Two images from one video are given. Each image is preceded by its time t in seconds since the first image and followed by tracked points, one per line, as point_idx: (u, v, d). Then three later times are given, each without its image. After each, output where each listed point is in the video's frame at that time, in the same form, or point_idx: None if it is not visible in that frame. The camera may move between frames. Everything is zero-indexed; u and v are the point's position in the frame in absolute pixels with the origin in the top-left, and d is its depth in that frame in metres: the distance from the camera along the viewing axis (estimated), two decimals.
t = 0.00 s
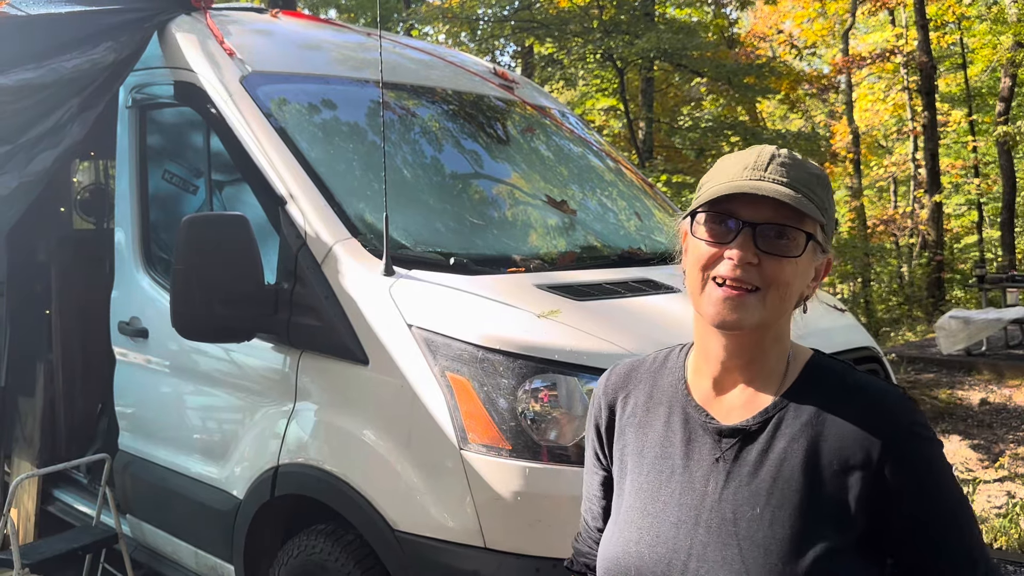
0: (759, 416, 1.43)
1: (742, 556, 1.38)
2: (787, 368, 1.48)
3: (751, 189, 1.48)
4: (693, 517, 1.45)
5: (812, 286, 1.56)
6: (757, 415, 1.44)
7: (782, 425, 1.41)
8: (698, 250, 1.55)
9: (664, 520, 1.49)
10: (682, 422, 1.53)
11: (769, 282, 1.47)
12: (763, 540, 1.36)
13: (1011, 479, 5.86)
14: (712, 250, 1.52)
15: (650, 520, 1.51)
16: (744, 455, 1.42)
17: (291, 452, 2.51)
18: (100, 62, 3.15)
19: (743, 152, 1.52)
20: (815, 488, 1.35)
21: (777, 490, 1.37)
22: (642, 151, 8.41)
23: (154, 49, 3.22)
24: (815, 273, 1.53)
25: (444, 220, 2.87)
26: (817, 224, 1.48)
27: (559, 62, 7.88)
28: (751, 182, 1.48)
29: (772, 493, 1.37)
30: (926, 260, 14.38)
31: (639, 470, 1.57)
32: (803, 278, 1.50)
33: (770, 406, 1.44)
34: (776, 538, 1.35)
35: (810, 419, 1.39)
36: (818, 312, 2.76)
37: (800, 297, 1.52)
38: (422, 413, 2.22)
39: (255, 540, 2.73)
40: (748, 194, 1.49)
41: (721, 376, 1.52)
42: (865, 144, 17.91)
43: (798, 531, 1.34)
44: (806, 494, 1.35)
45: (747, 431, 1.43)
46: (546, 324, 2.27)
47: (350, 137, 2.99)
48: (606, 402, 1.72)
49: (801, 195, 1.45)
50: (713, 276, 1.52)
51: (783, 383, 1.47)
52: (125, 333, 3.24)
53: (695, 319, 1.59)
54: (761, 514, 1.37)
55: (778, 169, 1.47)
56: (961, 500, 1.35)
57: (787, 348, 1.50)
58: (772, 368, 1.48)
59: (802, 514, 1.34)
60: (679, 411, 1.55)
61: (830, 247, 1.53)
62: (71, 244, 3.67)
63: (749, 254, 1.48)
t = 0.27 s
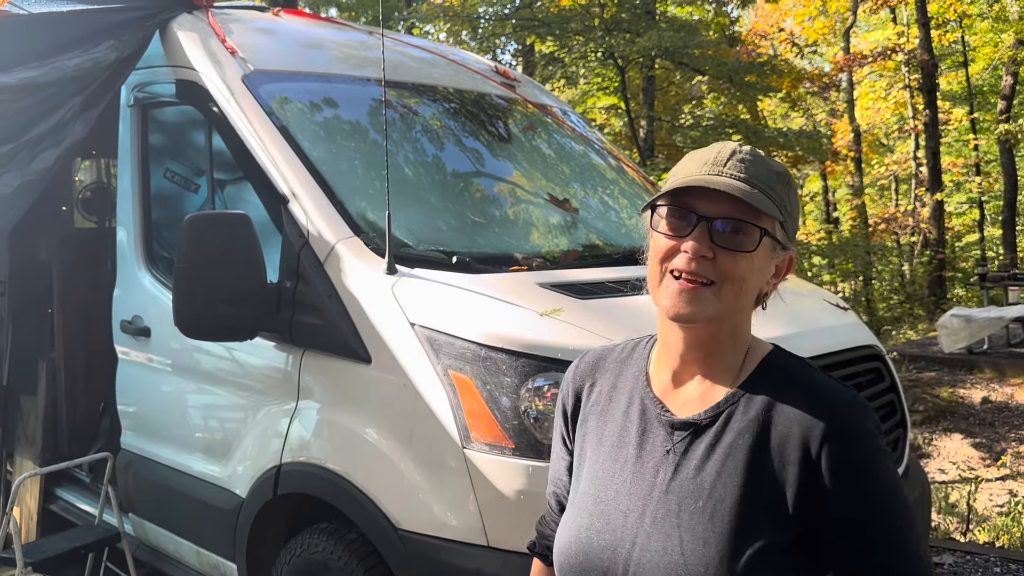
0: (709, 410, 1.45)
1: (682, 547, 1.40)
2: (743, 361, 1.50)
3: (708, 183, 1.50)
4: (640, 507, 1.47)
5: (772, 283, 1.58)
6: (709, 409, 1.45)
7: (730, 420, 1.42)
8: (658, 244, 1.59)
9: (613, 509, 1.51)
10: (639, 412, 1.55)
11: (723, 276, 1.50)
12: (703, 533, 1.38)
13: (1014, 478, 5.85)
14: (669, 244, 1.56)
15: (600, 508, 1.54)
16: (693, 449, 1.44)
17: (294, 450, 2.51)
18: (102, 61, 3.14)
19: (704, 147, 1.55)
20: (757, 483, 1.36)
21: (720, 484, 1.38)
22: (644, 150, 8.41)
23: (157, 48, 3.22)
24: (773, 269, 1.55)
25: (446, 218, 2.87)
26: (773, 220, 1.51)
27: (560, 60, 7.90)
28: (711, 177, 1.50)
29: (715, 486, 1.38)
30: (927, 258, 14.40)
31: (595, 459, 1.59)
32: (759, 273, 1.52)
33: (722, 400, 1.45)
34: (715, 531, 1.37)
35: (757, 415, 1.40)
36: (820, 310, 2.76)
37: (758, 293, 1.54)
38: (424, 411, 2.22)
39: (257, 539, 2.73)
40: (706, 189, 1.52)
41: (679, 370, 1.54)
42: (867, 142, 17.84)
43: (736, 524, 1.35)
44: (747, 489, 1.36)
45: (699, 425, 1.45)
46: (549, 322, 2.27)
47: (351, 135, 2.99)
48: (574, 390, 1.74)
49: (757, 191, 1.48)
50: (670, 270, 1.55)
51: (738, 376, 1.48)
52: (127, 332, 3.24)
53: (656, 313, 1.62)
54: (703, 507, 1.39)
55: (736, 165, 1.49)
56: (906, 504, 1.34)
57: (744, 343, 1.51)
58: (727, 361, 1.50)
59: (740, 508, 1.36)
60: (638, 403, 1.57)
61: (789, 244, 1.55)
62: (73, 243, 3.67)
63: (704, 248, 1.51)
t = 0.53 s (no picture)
0: (679, 409, 1.44)
1: (657, 547, 1.40)
2: (712, 359, 1.50)
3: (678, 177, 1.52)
4: (614, 508, 1.46)
5: (740, 284, 1.59)
6: (678, 409, 1.45)
7: (700, 419, 1.42)
8: (628, 238, 1.59)
9: (588, 510, 1.50)
10: (610, 412, 1.55)
11: (690, 269, 1.50)
12: (677, 533, 1.37)
13: (1016, 476, 5.86)
14: (639, 238, 1.57)
15: (575, 509, 1.53)
16: (664, 448, 1.43)
17: (297, 448, 2.52)
18: (104, 59, 3.15)
19: (677, 147, 1.57)
20: (728, 482, 1.36)
21: (692, 483, 1.38)
22: (645, 148, 8.41)
23: (159, 46, 3.22)
24: (743, 267, 1.56)
25: (448, 217, 2.87)
26: (742, 216, 1.51)
27: (561, 59, 7.91)
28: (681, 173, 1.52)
29: (687, 486, 1.38)
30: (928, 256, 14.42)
31: (568, 460, 1.58)
32: (727, 270, 1.52)
33: (691, 399, 1.45)
34: (688, 532, 1.36)
35: (726, 414, 1.40)
36: (822, 308, 2.76)
37: (727, 291, 1.55)
38: (427, 409, 2.22)
39: (260, 536, 2.73)
40: (676, 184, 1.53)
41: (648, 367, 1.54)
42: (868, 141, 17.83)
43: (709, 524, 1.35)
44: (717, 489, 1.36)
45: (668, 425, 1.44)
46: (552, 320, 2.27)
47: (353, 133, 2.99)
48: (545, 388, 1.74)
49: (724, 184, 1.48)
50: (639, 263, 1.55)
51: (706, 373, 1.48)
52: (129, 330, 3.24)
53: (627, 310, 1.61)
54: (676, 507, 1.38)
55: (705, 161, 1.51)
56: (880, 497, 1.35)
57: (713, 340, 1.51)
58: (696, 357, 1.50)
59: (713, 509, 1.35)
60: (609, 402, 1.56)
61: (758, 245, 1.56)
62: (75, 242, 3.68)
63: (671, 240, 1.51)
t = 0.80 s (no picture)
0: (679, 400, 1.44)
1: (656, 539, 1.39)
2: (712, 350, 1.50)
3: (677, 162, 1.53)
4: (613, 501, 1.46)
5: (744, 277, 1.58)
6: (678, 399, 1.45)
7: (700, 410, 1.41)
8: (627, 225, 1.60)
9: (587, 504, 1.50)
10: (610, 405, 1.54)
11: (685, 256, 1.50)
12: (678, 524, 1.37)
13: (1017, 475, 5.86)
14: (637, 224, 1.57)
15: (574, 503, 1.52)
16: (664, 439, 1.43)
17: (299, 446, 2.52)
18: (107, 57, 3.14)
19: (682, 137, 1.59)
20: (729, 471, 1.36)
21: (692, 475, 1.38)
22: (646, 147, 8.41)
23: (162, 44, 3.22)
24: (744, 258, 1.55)
25: (450, 214, 2.87)
26: (741, 204, 1.52)
27: (563, 57, 7.91)
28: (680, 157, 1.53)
29: (687, 477, 1.38)
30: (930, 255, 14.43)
31: (568, 454, 1.58)
32: (727, 259, 1.52)
33: (692, 389, 1.45)
34: (689, 523, 1.36)
35: (726, 404, 1.40)
36: (825, 306, 2.75)
37: (728, 282, 1.54)
38: (430, 407, 2.22)
39: (263, 533, 2.74)
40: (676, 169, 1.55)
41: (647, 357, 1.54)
42: (869, 140, 17.82)
43: (710, 514, 1.35)
44: (718, 479, 1.36)
45: (668, 415, 1.44)
46: (554, 317, 2.27)
47: (355, 131, 2.99)
48: (546, 385, 1.74)
49: (721, 168, 1.49)
50: (635, 249, 1.56)
51: (706, 362, 1.49)
52: (132, 328, 3.24)
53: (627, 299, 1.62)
54: (676, 498, 1.38)
55: (704, 146, 1.52)
56: (878, 488, 1.36)
57: (714, 331, 1.51)
58: (695, 346, 1.50)
59: (713, 500, 1.35)
60: (609, 395, 1.56)
61: (762, 236, 1.55)
62: (77, 239, 3.68)
63: (667, 224, 1.52)
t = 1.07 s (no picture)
0: (693, 399, 1.45)
1: (670, 531, 1.39)
2: (722, 354, 1.51)
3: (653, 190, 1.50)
4: (625, 496, 1.46)
5: (742, 273, 1.59)
6: (692, 398, 1.46)
7: (714, 408, 1.42)
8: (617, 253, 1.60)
9: (598, 500, 1.50)
10: (622, 406, 1.55)
11: (678, 281, 1.51)
12: (692, 517, 1.37)
13: (1017, 474, 5.86)
14: (626, 254, 1.57)
15: (584, 501, 1.52)
16: (677, 435, 1.44)
17: (301, 445, 2.52)
18: (109, 55, 3.14)
19: (654, 151, 1.54)
20: (744, 467, 1.36)
21: (707, 468, 1.38)
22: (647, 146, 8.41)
23: (164, 43, 3.22)
24: (739, 260, 1.56)
25: (451, 214, 2.87)
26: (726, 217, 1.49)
27: (564, 56, 7.90)
28: (654, 183, 1.50)
29: (702, 470, 1.38)
30: (930, 255, 14.44)
31: (577, 455, 1.58)
32: (722, 268, 1.52)
33: (706, 389, 1.46)
34: (704, 515, 1.37)
35: (740, 402, 1.41)
36: (826, 306, 2.75)
37: (728, 284, 1.56)
38: (433, 407, 2.22)
39: (266, 531, 2.74)
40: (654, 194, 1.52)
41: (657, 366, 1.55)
42: (870, 139, 17.81)
43: (724, 508, 1.35)
44: (734, 473, 1.37)
45: (682, 414, 1.45)
46: (556, 316, 2.27)
47: (357, 130, 2.99)
48: (555, 393, 1.74)
49: (698, 193, 1.46)
50: (630, 278, 1.57)
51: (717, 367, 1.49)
52: (134, 326, 3.25)
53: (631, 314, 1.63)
54: (690, 491, 1.38)
55: (676, 168, 1.48)
56: (886, 489, 1.37)
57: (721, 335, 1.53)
58: (705, 352, 1.51)
59: (729, 492, 1.36)
60: (620, 397, 1.56)
61: (755, 232, 1.53)
62: (79, 238, 3.68)
63: (653, 256, 1.52)
